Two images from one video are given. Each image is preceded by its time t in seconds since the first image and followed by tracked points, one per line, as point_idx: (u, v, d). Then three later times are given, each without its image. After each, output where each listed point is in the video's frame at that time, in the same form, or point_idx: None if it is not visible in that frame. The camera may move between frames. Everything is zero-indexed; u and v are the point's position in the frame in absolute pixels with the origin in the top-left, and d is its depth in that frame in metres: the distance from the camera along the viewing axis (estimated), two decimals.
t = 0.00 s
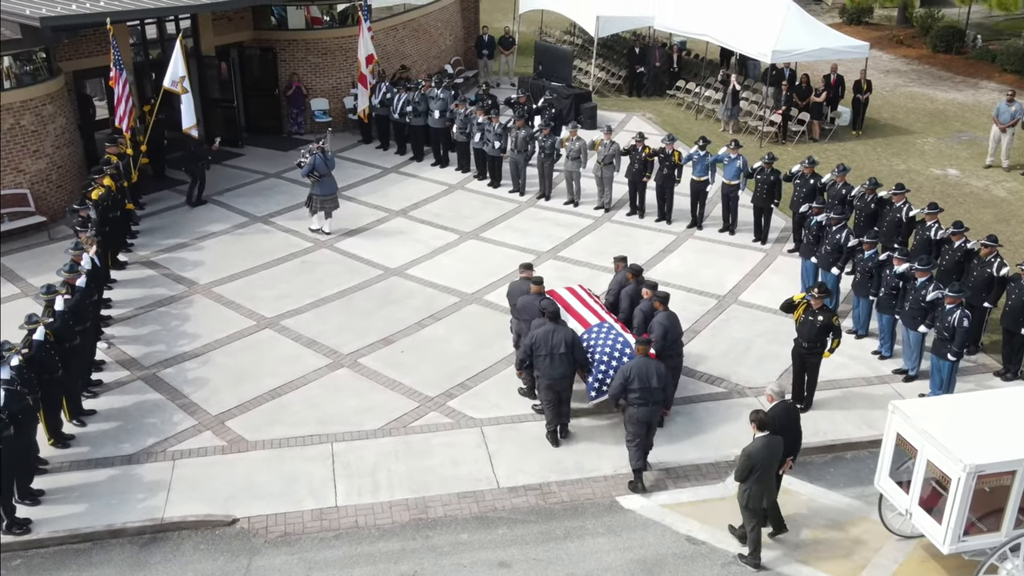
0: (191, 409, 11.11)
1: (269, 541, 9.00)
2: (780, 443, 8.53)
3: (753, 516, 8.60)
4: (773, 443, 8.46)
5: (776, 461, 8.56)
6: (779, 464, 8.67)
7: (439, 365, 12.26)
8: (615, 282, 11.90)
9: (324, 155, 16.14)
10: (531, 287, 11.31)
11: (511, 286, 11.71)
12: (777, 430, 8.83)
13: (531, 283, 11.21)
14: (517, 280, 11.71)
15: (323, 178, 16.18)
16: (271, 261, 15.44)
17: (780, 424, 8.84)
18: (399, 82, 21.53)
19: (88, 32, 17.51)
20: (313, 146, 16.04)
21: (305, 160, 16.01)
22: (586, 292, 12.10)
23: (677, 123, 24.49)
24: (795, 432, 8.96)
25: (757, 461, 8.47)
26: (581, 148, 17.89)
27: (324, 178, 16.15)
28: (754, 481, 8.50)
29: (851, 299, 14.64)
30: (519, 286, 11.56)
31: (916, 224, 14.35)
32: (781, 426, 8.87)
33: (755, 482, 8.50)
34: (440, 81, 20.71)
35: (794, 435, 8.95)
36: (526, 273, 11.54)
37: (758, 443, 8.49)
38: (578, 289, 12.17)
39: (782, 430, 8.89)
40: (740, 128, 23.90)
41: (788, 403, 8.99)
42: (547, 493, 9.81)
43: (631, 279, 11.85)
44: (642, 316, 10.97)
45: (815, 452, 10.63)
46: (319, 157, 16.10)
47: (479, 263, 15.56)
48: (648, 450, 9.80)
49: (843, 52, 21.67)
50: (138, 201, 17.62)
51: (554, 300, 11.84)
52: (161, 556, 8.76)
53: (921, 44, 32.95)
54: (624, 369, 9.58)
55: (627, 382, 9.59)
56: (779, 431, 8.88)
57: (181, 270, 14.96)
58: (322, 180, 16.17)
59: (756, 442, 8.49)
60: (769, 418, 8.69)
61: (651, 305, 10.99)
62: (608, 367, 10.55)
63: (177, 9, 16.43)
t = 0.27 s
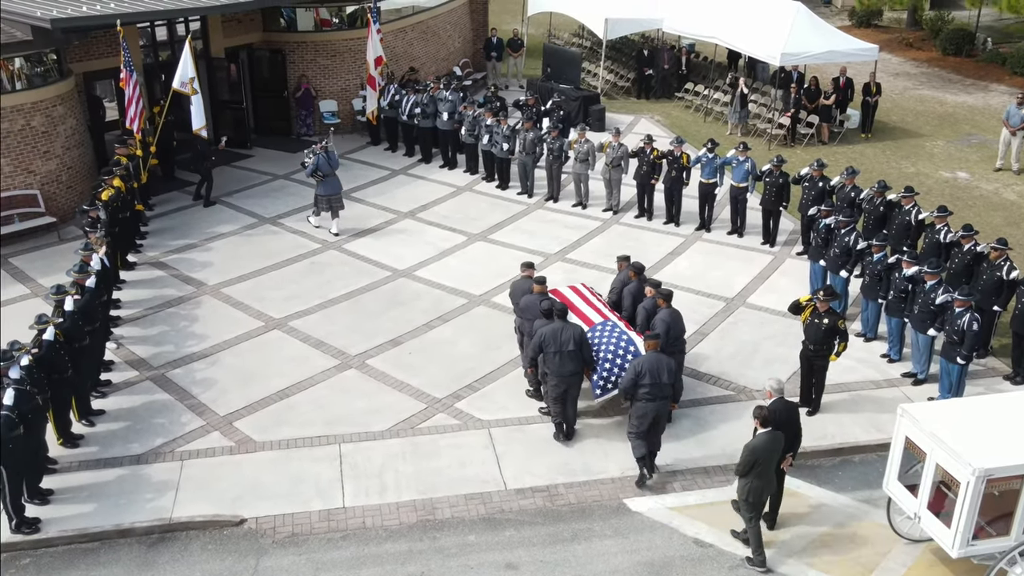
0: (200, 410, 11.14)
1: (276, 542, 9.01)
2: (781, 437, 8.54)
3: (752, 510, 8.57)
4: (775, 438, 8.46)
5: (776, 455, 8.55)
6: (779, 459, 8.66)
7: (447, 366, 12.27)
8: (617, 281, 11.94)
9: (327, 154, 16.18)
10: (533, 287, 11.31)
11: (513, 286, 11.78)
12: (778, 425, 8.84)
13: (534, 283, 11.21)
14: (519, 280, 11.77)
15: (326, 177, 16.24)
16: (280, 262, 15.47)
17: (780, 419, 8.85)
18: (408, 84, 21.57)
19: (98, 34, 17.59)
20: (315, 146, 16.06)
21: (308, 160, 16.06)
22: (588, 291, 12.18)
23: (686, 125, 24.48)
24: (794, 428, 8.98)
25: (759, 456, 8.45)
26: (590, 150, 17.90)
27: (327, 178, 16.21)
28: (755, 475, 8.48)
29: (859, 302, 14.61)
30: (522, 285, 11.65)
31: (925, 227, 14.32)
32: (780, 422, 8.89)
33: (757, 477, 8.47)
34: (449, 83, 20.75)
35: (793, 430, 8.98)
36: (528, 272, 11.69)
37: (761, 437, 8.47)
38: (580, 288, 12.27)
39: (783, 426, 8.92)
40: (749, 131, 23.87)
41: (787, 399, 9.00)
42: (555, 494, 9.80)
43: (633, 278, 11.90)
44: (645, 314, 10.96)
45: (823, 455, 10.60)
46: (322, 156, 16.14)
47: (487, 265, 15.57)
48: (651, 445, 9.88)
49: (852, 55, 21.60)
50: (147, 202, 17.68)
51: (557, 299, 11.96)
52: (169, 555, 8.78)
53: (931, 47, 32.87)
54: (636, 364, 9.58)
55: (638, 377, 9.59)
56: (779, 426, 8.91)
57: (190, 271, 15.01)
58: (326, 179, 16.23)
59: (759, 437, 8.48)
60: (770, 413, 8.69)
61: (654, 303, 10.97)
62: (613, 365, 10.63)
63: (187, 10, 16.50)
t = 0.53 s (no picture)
0: (208, 409, 11.16)
1: (284, 541, 9.03)
2: (785, 432, 8.69)
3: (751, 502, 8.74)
4: (779, 432, 8.61)
5: (779, 450, 8.70)
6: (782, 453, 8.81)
7: (454, 366, 12.28)
8: (622, 277, 11.94)
9: (329, 152, 16.27)
10: (540, 282, 11.40)
11: (519, 282, 11.84)
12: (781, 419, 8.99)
13: (540, 279, 11.29)
14: (525, 276, 11.86)
15: (328, 174, 16.41)
16: (288, 262, 15.51)
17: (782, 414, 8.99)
18: (416, 84, 21.59)
19: (108, 33, 17.65)
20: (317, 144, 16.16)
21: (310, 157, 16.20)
22: (594, 286, 12.23)
23: (694, 126, 24.45)
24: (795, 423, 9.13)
25: (762, 450, 8.59)
26: (598, 151, 17.90)
27: (329, 174, 16.37)
28: (758, 468, 8.63)
29: (868, 303, 14.57)
30: (528, 281, 11.74)
31: (934, 229, 14.28)
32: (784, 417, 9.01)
33: (760, 470, 8.62)
34: (457, 83, 20.77)
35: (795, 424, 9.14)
36: (533, 268, 11.80)
37: (764, 432, 8.62)
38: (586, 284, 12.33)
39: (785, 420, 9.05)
40: (757, 132, 23.83)
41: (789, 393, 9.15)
42: (562, 495, 9.80)
43: (638, 274, 11.89)
44: (651, 310, 11.12)
45: (831, 457, 10.58)
46: (324, 153, 16.23)
47: (495, 265, 15.57)
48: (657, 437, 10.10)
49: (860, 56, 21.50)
50: (156, 202, 17.73)
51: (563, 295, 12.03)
52: (177, 554, 8.81)
53: (942, 48, 32.77)
54: (643, 362, 9.68)
55: (645, 375, 9.68)
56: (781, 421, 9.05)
57: (199, 270, 15.05)
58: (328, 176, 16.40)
59: (763, 431, 8.61)
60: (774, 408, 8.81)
61: (660, 300, 11.10)
62: (619, 360, 10.69)
63: (197, 11, 16.56)
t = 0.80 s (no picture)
0: (216, 407, 11.19)
1: (292, 539, 9.05)
2: (787, 429, 8.73)
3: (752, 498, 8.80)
4: (782, 430, 8.65)
5: (780, 446, 8.74)
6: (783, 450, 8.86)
7: (462, 366, 12.28)
8: (627, 274, 12.04)
9: (333, 148, 16.53)
10: (546, 279, 11.54)
11: (525, 278, 11.88)
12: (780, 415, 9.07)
13: (547, 275, 11.41)
14: (533, 272, 11.87)
15: (331, 170, 16.62)
16: (296, 261, 15.54)
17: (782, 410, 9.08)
18: (425, 84, 21.61)
19: (118, 33, 17.72)
20: (322, 140, 16.41)
21: (314, 154, 16.43)
22: (598, 284, 12.26)
23: (703, 126, 24.42)
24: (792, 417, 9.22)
25: (765, 447, 8.63)
26: (606, 151, 17.89)
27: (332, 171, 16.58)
28: (760, 465, 8.67)
29: (876, 304, 14.53)
30: (535, 277, 11.77)
31: (944, 230, 14.24)
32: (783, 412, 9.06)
33: (762, 468, 8.67)
34: (466, 83, 20.79)
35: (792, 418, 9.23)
36: (540, 264, 11.77)
37: (766, 429, 8.65)
38: (591, 281, 12.34)
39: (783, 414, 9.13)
40: (766, 132, 23.78)
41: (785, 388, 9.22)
42: (569, 495, 9.79)
43: (643, 271, 12.02)
44: (657, 308, 11.27)
45: (840, 458, 10.55)
46: (327, 150, 16.49)
47: (502, 265, 15.58)
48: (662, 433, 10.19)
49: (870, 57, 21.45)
50: (165, 201, 17.78)
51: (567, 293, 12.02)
52: (184, 552, 8.84)
53: (952, 48, 32.65)
54: (647, 359, 9.72)
55: (649, 371, 9.74)
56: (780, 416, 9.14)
57: (208, 269, 15.09)
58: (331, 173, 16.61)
59: (766, 429, 8.66)
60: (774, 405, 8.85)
61: (665, 297, 11.26)
62: (626, 356, 10.66)
63: (206, 10, 16.61)
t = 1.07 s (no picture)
0: (223, 407, 11.21)
1: (298, 538, 9.06)
2: (784, 427, 8.70)
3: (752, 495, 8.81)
4: (778, 428, 8.62)
5: (778, 444, 8.71)
6: (782, 448, 8.82)
7: (469, 366, 12.28)
8: (630, 271, 12.14)
9: (338, 146, 16.59)
10: (549, 277, 11.53)
11: (528, 276, 11.94)
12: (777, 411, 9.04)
13: (549, 274, 11.43)
14: (534, 271, 11.92)
15: (336, 168, 16.75)
16: (304, 260, 15.56)
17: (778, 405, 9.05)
18: (433, 84, 21.62)
19: (127, 33, 17.77)
20: (326, 139, 16.47)
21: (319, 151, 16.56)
22: (601, 281, 12.38)
23: (711, 127, 24.37)
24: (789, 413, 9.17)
25: (762, 445, 8.61)
26: (614, 152, 17.86)
27: (337, 169, 16.70)
28: (757, 463, 8.65)
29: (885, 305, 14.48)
30: (536, 275, 11.82)
31: (953, 231, 14.19)
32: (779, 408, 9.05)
33: (760, 465, 8.64)
34: (474, 83, 20.79)
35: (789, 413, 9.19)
36: (541, 262, 11.85)
37: (763, 427, 8.63)
38: (594, 279, 12.46)
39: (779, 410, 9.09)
40: (775, 133, 23.72)
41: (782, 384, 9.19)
42: (576, 496, 9.78)
43: (646, 268, 12.06)
44: (658, 304, 11.22)
45: (847, 460, 10.52)
46: (332, 148, 16.57)
47: (510, 265, 15.57)
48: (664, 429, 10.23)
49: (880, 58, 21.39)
50: (174, 200, 17.83)
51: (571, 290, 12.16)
52: (191, 551, 8.85)
53: (962, 49, 32.52)
54: (645, 356, 9.77)
55: (647, 368, 9.79)
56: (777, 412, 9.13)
57: (216, 268, 15.12)
58: (335, 170, 16.73)
59: (762, 426, 8.64)
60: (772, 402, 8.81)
61: (667, 293, 11.22)
62: (630, 352, 10.76)
63: (216, 10, 16.65)
